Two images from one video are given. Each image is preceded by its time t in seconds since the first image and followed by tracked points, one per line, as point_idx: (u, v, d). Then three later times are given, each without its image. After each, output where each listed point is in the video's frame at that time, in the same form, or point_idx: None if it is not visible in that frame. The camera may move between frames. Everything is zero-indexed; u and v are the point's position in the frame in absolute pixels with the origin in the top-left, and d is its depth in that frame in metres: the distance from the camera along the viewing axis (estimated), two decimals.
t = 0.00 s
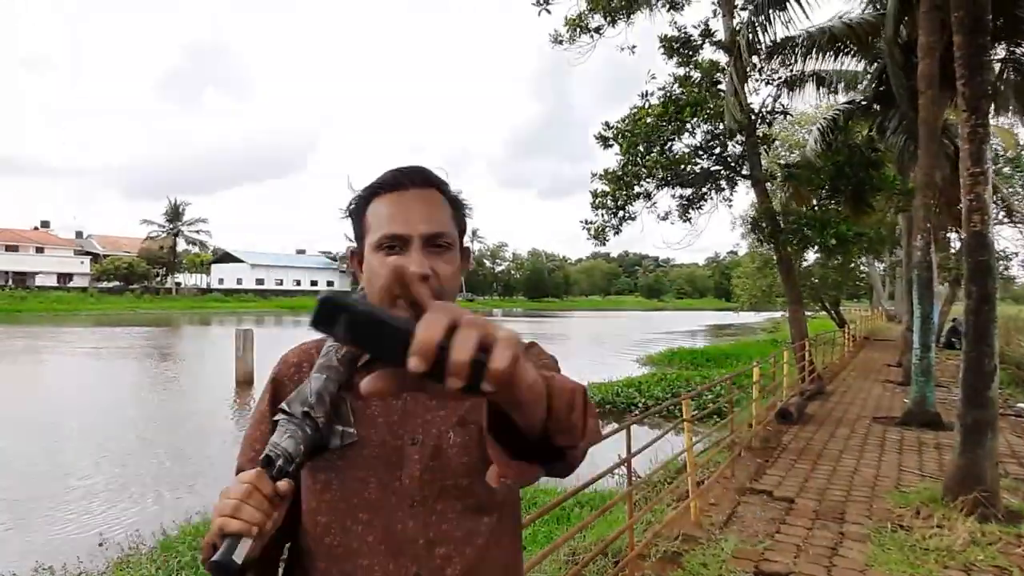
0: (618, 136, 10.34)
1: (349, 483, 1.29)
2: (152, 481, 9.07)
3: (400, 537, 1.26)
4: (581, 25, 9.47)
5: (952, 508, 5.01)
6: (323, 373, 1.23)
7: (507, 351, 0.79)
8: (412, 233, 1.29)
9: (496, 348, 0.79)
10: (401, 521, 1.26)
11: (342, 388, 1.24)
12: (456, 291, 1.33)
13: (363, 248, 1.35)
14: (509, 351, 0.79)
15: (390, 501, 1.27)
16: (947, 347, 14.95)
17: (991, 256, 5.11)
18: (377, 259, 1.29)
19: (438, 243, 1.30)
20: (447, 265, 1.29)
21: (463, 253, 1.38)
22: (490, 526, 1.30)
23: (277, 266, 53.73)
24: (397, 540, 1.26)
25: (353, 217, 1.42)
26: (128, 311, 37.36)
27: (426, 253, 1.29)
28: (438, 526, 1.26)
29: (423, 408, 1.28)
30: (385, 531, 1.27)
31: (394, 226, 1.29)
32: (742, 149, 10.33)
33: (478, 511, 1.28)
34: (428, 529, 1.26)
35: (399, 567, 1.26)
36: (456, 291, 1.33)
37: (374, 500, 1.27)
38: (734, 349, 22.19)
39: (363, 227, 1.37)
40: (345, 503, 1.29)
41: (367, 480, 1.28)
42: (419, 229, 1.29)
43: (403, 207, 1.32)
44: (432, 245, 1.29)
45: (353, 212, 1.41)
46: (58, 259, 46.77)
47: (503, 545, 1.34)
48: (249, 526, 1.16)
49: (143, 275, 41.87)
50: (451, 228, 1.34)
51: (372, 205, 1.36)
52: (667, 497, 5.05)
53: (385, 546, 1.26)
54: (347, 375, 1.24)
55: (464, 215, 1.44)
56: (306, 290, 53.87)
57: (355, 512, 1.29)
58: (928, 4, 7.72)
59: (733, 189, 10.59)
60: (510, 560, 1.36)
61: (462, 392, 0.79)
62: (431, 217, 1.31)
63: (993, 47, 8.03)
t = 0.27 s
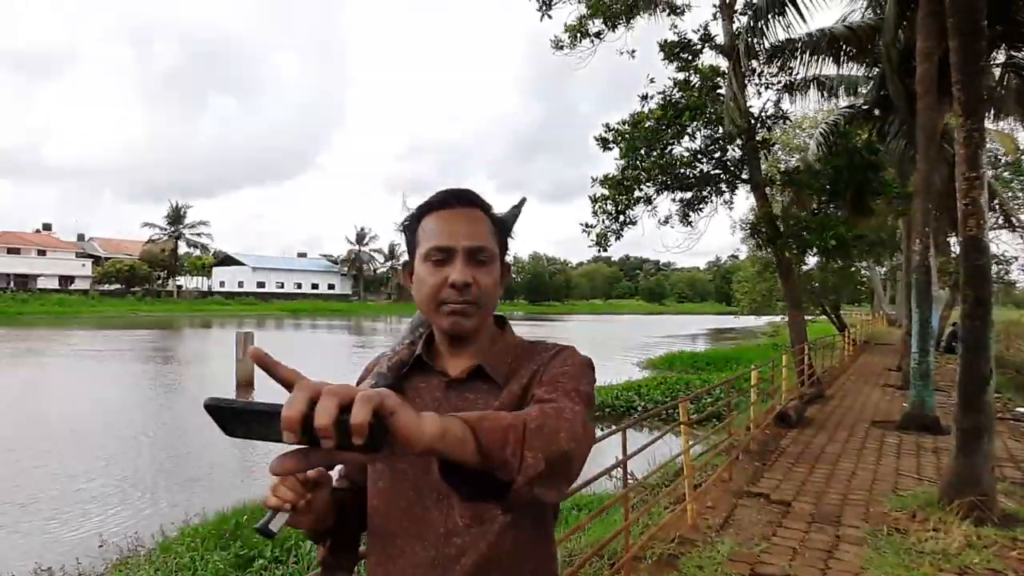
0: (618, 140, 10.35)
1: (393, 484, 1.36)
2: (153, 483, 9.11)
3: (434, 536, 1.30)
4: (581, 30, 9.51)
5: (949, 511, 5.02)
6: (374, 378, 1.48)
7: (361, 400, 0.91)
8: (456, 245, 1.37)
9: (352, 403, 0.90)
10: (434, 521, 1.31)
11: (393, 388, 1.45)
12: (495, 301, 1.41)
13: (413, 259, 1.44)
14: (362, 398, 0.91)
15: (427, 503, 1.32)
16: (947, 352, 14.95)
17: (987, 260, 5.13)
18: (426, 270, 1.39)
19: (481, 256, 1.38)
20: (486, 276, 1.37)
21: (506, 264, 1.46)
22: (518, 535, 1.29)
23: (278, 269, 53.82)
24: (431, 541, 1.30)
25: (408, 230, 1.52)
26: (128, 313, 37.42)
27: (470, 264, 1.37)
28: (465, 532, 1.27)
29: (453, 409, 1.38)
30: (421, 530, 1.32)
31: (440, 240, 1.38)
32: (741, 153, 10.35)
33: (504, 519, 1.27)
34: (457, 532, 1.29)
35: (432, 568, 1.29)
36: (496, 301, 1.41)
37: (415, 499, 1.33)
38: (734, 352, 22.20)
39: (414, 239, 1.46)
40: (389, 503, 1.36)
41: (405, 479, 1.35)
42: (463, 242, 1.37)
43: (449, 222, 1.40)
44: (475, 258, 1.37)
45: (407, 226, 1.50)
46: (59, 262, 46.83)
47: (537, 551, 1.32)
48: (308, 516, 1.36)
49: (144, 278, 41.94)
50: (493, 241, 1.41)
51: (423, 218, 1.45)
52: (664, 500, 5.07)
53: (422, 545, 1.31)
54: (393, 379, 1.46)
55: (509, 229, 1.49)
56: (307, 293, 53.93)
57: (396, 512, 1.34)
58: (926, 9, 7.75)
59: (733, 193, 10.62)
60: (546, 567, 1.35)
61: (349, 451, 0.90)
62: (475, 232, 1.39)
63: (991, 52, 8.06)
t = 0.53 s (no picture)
0: (618, 144, 10.38)
1: (440, 462, 1.46)
2: (154, 485, 9.13)
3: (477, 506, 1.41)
4: (582, 34, 9.55)
5: (945, 515, 5.02)
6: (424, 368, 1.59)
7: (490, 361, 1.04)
8: (499, 247, 1.47)
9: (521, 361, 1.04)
10: (478, 492, 1.41)
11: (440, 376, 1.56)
12: (532, 299, 1.51)
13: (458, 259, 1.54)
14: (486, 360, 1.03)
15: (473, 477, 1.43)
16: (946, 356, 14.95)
17: (983, 265, 5.15)
18: (471, 268, 1.48)
19: (520, 256, 1.47)
20: (524, 275, 1.47)
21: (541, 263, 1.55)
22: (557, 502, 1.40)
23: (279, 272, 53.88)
24: (476, 511, 1.41)
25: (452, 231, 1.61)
26: (128, 315, 37.47)
27: (511, 264, 1.47)
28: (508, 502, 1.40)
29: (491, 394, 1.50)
30: (467, 501, 1.42)
31: (484, 242, 1.47)
32: (741, 157, 10.38)
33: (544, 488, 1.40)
34: (500, 502, 1.40)
35: (477, 537, 1.40)
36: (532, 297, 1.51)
37: (460, 474, 1.43)
38: (734, 356, 22.19)
39: (458, 240, 1.55)
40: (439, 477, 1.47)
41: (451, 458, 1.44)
42: (504, 244, 1.47)
43: (488, 227, 1.49)
44: (515, 258, 1.47)
45: (451, 227, 1.59)
46: (60, 265, 46.90)
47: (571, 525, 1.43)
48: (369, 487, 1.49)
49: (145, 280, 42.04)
50: (530, 242, 1.50)
51: (467, 219, 1.54)
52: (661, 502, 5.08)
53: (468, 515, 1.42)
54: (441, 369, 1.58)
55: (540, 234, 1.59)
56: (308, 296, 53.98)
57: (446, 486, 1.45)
58: (924, 14, 7.78)
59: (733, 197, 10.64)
60: (580, 542, 1.44)
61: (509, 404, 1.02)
62: (514, 235, 1.49)
63: (990, 58, 8.09)
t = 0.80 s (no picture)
0: (619, 148, 10.40)
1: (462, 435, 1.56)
2: (155, 486, 9.16)
3: (476, 474, 1.52)
4: (583, 38, 9.57)
5: (944, 519, 5.02)
6: (438, 347, 1.67)
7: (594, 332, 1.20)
8: (512, 235, 1.54)
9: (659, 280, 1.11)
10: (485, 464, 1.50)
11: (450, 355, 1.64)
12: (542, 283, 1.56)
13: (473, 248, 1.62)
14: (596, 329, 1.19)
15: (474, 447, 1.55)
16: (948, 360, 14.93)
17: (982, 267, 5.16)
18: (484, 255, 1.56)
19: (531, 246, 1.55)
20: (535, 262, 1.54)
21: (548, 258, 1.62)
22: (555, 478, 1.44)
23: (281, 275, 53.92)
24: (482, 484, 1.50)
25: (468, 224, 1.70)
26: (129, 318, 37.49)
27: (522, 252, 1.54)
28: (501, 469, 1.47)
29: (491, 374, 1.56)
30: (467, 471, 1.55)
31: (496, 230, 1.55)
32: (742, 161, 10.39)
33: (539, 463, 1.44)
34: (496, 472, 1.49)
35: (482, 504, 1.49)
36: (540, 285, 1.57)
37: (465, 442, 1.57)
38: (735, 360, 22.18)
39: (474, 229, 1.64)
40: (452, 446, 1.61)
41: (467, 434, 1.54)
42: (518, 232, 1.54)
43: (501, 216, 1.56)
44: (525, 246, 1.54)
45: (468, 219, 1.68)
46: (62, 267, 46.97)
47: (565, 504, 1.45)
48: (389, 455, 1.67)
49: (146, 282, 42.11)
50: (541, 235, 1.58)
51: (482, 212, 1.63)
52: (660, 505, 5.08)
53: (471, 481, 1.53)
54: (451, 347, 1.64)
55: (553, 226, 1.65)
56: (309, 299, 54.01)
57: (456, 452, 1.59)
58: (924, 18, 7.80)
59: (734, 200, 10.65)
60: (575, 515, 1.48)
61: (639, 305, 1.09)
62: (528, 226, 1.56)
63: (989, 62, 8.10)
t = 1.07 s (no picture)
0: (620, 151, 10.39)
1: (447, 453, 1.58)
2: (155, 489, 9.15)
3: (465, 485, 1.55)
4: (584, 41, 9.58)
5: (945, 523, 5.00)
6: (428, 353, 1.65)
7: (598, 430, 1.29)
8: (494, 241, 1.57)
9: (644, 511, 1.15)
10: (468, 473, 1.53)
11: (441, 359, 1.63)
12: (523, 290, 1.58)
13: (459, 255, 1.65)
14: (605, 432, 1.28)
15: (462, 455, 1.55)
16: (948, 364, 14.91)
17: (983, 270, 5.16)
18: (466, 261, 1.59)
19: (512, 252, 1.57)
20: (514, 268, 1.56)
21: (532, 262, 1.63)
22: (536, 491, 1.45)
23: (282, 277, 53.95)
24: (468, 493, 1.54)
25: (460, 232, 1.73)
26: (130, 320, 37.47)
27: (503, 258, 1.56)
28: (488, 488, 1.49)
29: (477, 383, 1.53)
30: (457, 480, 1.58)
31: (478, 237, 1.58)
32: (743, 164, 10.38)
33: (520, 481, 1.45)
34: (483, 486, 1.51)
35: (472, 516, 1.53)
36: (522, 291, 1.57)
37: (455, 450, 1.57)
38: (736, 363, 22.16)
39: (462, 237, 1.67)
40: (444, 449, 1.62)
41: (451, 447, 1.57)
42: (500, 238, 1.57)
43: (482, 224, 1.59)
44: (508, 252, 1.57)
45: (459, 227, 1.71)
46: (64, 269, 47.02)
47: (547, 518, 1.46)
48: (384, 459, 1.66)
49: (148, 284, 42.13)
50: (524, 242, 1.60)
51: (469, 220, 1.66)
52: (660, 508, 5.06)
53: (461, 490, 1.56)
54: (442, 352, 1.63)
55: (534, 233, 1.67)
56: (310, 302, 54.03)
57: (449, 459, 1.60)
58: (926, 22, 7.80)
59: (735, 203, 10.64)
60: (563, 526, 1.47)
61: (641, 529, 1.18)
62: (511, 232, 1.58)
63: (990, 65, 8.10)
